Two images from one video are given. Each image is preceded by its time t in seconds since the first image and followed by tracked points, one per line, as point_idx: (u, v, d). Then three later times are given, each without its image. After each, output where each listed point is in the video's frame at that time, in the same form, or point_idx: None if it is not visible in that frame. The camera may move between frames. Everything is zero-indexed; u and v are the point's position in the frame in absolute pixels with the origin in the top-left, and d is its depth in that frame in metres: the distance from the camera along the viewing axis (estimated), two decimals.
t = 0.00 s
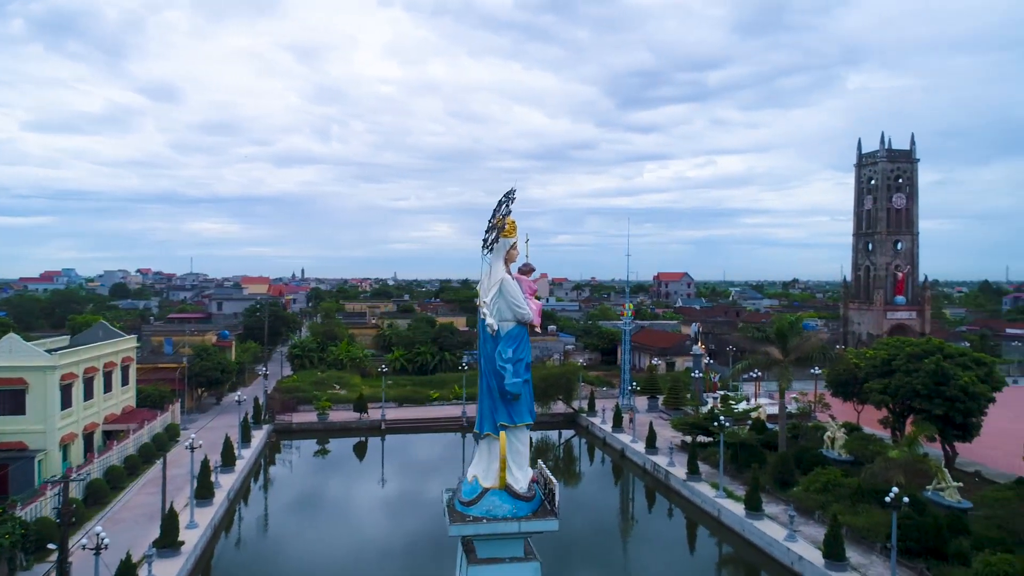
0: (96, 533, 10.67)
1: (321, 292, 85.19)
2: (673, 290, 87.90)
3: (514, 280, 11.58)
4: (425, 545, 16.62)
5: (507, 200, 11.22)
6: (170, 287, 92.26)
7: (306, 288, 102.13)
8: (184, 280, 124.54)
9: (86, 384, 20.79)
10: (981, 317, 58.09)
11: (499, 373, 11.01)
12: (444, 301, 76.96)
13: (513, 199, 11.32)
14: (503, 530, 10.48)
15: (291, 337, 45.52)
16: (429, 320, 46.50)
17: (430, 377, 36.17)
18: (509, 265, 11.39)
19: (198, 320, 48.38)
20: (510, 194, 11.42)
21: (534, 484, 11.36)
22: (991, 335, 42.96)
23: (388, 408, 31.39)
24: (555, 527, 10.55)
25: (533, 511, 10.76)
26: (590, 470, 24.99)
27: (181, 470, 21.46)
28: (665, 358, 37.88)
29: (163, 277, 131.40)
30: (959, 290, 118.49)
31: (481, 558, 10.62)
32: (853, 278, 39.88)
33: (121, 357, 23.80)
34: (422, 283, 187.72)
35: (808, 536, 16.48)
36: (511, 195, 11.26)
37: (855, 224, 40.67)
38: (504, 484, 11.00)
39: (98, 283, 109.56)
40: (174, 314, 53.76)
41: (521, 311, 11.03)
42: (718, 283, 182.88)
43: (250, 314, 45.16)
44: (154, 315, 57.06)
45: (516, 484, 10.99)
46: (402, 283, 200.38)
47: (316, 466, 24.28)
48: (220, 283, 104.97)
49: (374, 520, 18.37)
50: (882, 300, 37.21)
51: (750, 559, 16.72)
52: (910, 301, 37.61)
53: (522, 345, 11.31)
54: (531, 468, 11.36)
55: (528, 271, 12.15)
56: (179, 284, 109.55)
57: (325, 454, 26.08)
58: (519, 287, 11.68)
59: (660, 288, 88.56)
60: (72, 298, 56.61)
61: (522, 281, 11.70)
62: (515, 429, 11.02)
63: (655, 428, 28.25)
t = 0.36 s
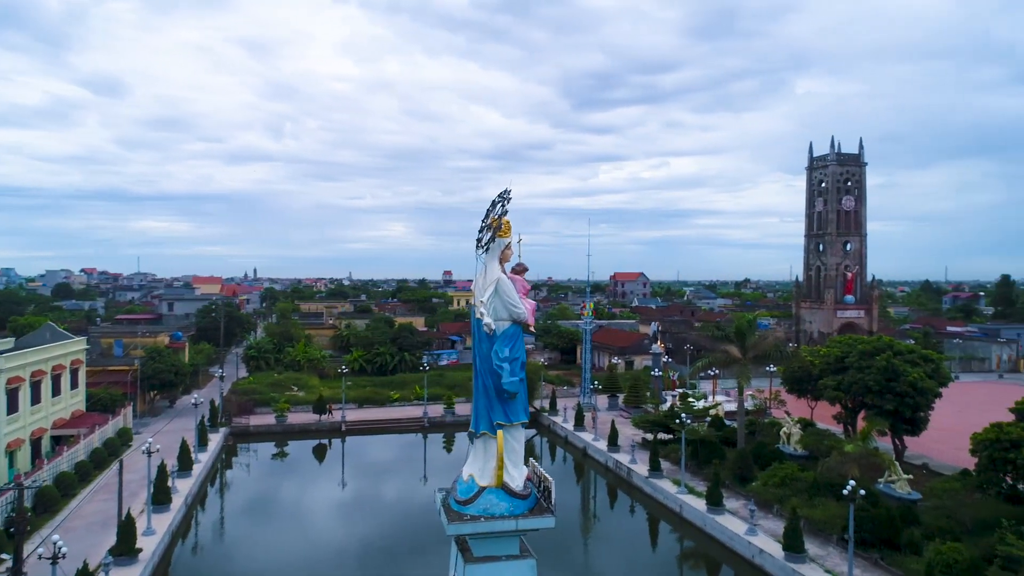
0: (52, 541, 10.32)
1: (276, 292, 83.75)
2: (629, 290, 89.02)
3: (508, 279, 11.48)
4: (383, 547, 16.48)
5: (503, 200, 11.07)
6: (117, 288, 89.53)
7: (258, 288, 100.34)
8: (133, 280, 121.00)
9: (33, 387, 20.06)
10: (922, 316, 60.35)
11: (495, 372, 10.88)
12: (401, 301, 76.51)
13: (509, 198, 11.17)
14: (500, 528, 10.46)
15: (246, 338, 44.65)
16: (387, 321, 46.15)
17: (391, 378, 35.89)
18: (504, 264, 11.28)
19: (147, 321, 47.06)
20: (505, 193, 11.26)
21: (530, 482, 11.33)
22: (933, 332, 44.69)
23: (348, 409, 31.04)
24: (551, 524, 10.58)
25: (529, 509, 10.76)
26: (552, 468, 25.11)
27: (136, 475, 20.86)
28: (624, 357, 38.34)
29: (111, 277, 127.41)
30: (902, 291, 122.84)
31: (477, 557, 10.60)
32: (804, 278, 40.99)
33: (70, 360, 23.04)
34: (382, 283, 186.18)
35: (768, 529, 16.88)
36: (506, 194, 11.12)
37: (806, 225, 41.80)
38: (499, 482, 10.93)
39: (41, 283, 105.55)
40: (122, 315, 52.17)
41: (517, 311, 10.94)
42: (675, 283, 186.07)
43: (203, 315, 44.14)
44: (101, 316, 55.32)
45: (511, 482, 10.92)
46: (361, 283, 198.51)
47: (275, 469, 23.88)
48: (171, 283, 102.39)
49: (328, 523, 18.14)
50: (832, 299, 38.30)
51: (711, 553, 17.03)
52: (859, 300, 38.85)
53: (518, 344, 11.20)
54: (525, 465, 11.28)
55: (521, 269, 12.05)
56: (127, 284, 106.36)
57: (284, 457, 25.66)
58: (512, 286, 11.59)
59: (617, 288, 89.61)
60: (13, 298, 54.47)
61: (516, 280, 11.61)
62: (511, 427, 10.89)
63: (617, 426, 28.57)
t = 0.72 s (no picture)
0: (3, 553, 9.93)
1: (228, 292, 81.93)
2: (585, 290, 89.87)
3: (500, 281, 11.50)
4: (343, 549, 16.30)
5: (495, 201, 11.13)
6: (61, 288, 86.41)
7: (211, 288, 98.10)
8: (79, 280, 116.97)
9: None
10: (867, 315, 62.42)
11: (489, 373, 10.89)
12: (358, 301, 75.72)
13: (503, 199, 11.22)
14: (495, 527, 10.44)
15: (198, 339, 43.59)
16: (344, 321, 45.62)
17: (349, 379, 35.49)
18: (496, 265, 11.31)
19: (93, 323, 45.56)
20: (497, 194, 11.30)
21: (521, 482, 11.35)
22: (879, 330, 46.31)
23: (307, 411, 30.58)
24: (545, 522, 10.62)
25: (523, 508, 10.77)
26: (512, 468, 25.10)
27: (87, 481, 20.18)
28: (584, 356, 38.70)
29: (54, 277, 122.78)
30: (849, 290, 126.80)
31: (470, 557, 10.54)
32: (758, 278, 41.99)
33: (15, 363, 22.17)
34: (340, 283, 183.90)
35: (727, 524, 17.24)
36: (497, 196, 11.18)
37: (759, 226, 42.80)
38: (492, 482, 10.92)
39: None
40: (66, 316, 50.38)
41: (510, 311, 10.96)
42: (633, 283, 188.57)
43: (153, 316, 42.94)
44: (43, 318, 53.33)
45: (505, 482, 10.92)
46: (319, 283, 195.79)
47: (231, 473, 23.40)
48: (119, 283, 99.32)
49: (280, 528, 17.84)
50: (785, 298, 39.30)
51: (672, 549, 17.31)
52: (810, 299, 39.97)
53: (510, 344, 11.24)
54: (517, 465, 11.31)
55: (512, 271, 12.10)
56: (72, 284, 102.67)
57: (241, 461, 25.14)
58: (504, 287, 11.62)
59: (574, 288, 90.37)
60: None
61: (508, 281, 11.64)
62: (504, 428, 10.92)
63: (578, 425, 28.83)
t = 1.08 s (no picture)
0: None
1: (176, 292, 79.69)
2: (540, 290, 90.27)
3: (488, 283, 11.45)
4: (300, 554, 16.03)
5: (482, 202, 11.12)
6: None
7: (157, 288, 95.30)
8: (17, 280, 112.21)
9: None
10: (813, 314, 64.30)
11: (479, 375, 10.85)
12: (311, 301, 74.58)
13: (491, 201, 11.24)
14: (485, 528, 10.43)
15: (144, 341, 42.27)
16: (298, 322, 44.84)
17: (305, 381, 34.91)
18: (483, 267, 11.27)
19: (31, 324, 43.77)
20: (484, 196, 11.29)
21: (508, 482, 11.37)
22: (825, 329, 47.80)
23: (261, 414, 29.94)
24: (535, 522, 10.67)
25: (511, 509, 10.80)
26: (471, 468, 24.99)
27: (31, 490, 19.37)
28: (542, 356, 38.90)
29: None
30: (795, 290, 130.53)
31: (459, 558, 10.50)
32: (711, 278, 42.87)
33: None
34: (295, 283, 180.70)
35: (686, 520, 17.55)
36: (484, 198, 11.19)
37: (712, 227, 43.67)
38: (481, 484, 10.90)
39: None
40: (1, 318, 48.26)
41: (499, 313, 10.88)
42: (590, 284, 190.21)
43: (96, 317, 41.47)
44: None
45: (494, 483, 10.93)
46: (273, 282, 191.98)
47: (183, 479, 22.77)
48: (47, 284, 95.33)
49: (228, 534, 17.43)
50: (736, 298, 40.18)
51: (633, 545, 17.54)
52: (760, 299, 40.96)
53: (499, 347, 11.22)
54: (505, 466, 11.33)
55: (499, 274, 12.05)
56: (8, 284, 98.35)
57: (192, 466, 24.47)
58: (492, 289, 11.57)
59: (529, 288, 90.76)
60: None
61: (495, 283, 11.59)
62: (493, 429, 10.91)
63: (537, 424, 28.96)
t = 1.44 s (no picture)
0: None
1: (126, 293, 77.50)
2: (500, 290, 90.48)
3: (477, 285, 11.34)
4: (261, 559, 15.73)
5: (473, 204, 10.99)
6: None
7: (108, 288, 92.59)
8: None
9: None
10: (768, 313, 65.75)
11: (470, 377, 10.70)
12: (268, 301, 73.38)
13: (480, 203, 11.11)
14: (477, 531, 10.27)
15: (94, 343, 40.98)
16: (255, 323, 44.06)
17: (264, 383, 34.31)
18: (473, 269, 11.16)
19: None
20: (474, 197, 11.15)
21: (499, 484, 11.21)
22: (780, 328, 48.98)
23: (219, 417, 29.30)
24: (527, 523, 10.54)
25: (502, 510, 10.66)
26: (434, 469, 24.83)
27: None
28: (504, 355, 38.99)
29: None
30: (751, 290, 133.42)
31: (450, 561, 10.35)
32: (670, 278, 43.51)
33: None
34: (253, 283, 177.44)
35: (651, 517, 17.74)
36: (474, 199, 11.05)
37: (672, 228, 44.33)
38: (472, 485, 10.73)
39: None
40: None
41: (490, 315, 10.80)
42: (552, 284, 191.13)
43: (42, 318, 40.09)
44: None
45: (484, 485, 10.76)
46: (228, 282, 188.14)
47: (138, 484, 22.14)
48: None
49: (183, 540, 17.00)
50: (695, 298, 40.86)
51: (598, 543, 17.69)
52: (718, 298, 41.72)
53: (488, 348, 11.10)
54: (496, 467, 11.17)
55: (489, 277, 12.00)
56: None
57: (148, 471, 23.81)
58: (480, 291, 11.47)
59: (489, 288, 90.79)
60: None
61: (483, 285, 11.50)
62: (484, 431, 10.77)
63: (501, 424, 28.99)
